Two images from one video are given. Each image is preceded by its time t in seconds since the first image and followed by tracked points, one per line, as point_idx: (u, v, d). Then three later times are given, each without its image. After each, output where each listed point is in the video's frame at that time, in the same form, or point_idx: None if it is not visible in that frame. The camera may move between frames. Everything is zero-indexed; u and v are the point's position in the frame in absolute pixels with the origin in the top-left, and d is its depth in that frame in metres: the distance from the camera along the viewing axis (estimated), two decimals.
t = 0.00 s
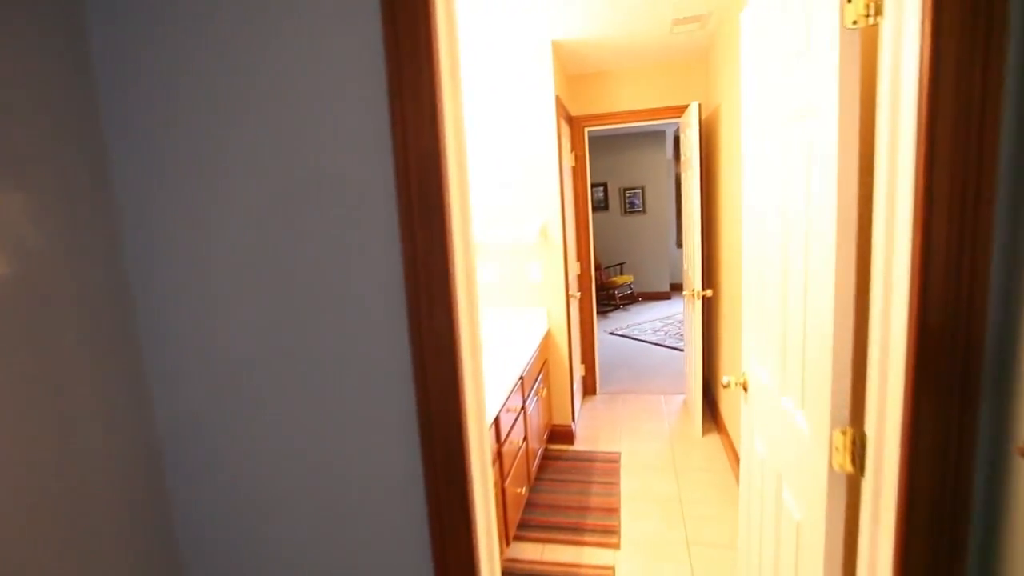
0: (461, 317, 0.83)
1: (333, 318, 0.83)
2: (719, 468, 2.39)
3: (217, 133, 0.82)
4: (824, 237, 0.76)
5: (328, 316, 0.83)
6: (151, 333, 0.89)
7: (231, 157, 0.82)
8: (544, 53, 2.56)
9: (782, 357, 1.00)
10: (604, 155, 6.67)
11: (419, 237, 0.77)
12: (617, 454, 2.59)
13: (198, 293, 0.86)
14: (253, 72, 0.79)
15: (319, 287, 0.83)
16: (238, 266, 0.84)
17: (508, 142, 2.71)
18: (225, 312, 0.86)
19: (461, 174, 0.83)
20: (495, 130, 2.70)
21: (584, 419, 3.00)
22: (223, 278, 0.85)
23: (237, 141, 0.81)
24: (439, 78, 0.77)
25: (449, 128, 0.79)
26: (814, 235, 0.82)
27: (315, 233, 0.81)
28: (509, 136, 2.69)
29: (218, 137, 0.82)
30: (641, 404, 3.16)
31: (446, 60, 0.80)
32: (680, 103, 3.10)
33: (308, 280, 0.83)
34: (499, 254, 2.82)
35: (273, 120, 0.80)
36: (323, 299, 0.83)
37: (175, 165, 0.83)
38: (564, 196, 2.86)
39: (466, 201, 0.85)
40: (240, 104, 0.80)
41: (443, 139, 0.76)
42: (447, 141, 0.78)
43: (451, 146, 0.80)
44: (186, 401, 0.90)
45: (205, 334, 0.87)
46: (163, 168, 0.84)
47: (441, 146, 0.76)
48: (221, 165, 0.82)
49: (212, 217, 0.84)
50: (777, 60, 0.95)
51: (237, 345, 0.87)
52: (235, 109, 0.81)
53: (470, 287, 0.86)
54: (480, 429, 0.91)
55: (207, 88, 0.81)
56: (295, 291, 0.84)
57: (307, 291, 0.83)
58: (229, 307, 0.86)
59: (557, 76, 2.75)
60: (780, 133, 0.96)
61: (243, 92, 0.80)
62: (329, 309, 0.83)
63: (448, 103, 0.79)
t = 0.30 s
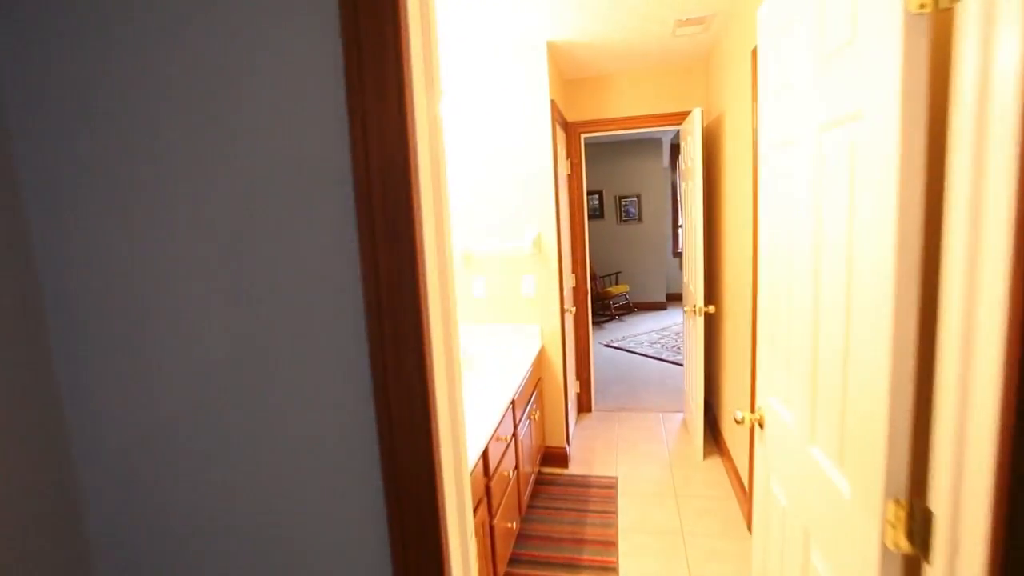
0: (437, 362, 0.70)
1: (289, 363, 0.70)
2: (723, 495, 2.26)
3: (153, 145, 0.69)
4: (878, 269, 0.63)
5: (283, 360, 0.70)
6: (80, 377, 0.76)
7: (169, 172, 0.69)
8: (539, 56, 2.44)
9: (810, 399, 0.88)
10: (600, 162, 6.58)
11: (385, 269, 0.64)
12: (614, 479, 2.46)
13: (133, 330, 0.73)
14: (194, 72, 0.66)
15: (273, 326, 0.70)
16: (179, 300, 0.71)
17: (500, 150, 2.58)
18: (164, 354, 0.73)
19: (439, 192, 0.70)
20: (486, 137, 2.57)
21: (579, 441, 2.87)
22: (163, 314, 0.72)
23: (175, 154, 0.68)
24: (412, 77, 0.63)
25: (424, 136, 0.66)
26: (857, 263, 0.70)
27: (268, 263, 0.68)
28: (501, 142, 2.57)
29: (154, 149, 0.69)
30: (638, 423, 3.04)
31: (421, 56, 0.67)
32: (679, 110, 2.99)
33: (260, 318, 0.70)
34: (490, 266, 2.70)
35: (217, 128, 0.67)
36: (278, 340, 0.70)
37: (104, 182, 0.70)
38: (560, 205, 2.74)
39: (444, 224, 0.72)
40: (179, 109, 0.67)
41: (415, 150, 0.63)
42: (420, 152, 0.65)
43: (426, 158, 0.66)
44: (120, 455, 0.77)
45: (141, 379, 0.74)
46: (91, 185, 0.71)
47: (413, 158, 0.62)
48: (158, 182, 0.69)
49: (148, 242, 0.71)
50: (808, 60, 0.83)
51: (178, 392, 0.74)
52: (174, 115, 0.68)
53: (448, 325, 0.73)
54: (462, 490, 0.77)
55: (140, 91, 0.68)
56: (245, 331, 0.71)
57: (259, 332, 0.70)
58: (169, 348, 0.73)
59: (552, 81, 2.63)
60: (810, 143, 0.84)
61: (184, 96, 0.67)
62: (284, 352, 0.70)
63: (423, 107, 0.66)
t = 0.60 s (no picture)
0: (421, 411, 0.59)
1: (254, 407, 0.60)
2: (740, 523, 2.13)
3: (109, 156, 0.60)
4: (979, 310, 0.51)
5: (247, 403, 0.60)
6: (33, 418, 0.68)
7: (124, 191, 0.60)
8: (549, 58, 2.36)
9: (859, 448, 0.76)
10: (610, 169, 6.47)
11: (356, 303, 0.53)
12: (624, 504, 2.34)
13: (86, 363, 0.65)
14: (155, 71, 0.58)
15: (237, 364, 0.60)
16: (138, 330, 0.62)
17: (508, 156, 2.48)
18: (124, 389, 0.65)
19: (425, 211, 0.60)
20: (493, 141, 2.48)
21: (588, 462, 2.76)
22: (121, 346, 0.64)
23: (131, 172, 0.60)
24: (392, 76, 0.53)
25: (407, 145, 0.56)
26: (935, 295, 0.58)
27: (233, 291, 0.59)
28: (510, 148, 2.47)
29: (109, 160, 0.60)
30: (649, 443, 2.92)
31: (402, 50, 0.56)
32: (693, 116, 2.88)
33: (224, 354, 0.60)
34: (495, 278, 2.58)
35: (175, 142, 0.58)
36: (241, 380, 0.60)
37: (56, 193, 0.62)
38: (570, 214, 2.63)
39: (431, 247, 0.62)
40: (139, 113, 0.59)
41: (391, 163, 0.52)
42: (401, 165, 0.54)
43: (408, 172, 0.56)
44: (79, 499, 0.69)
45: (100, 416, 0.66)
46: (44, 199, 0.63)
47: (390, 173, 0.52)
48: (112, 203, 0.61)
49: (102, 263, 0.62)
50: (869, 57, 0.72)
51: (138, 434, 0.65)
52: (131, 122, 0.59)
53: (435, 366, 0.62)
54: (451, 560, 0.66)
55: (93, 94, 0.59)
56: (204, 377, 0.62)
57: (222, 369, 0.61)
58: (128, 383, 0.64)
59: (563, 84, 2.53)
60: (867, 151, 0.73)
61: (141, 100, 0.59)
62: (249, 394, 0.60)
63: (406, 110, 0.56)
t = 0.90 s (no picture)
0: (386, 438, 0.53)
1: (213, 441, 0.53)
2: (771, 552, 1.99)
3: (75, 165, 0.56)
4: None
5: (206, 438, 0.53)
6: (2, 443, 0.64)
7: (91, 203, 0.56)
8: (569, 58, 2.27)
9: (935, 503, 0.64)
10: (635, 172, 6.33)
11: (302, 313, 0.48)
12: (646, 526, 2.21)
13: (49, 386, 0.61)
14: (121, 71, 0.53)
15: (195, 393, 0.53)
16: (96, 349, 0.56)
17: (527, 159, 2.39)
18: (91, 417, 0.60)
19: (395, 214, 0.54)
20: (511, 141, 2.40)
21: (607, 479, 2.64)
22: (85, 367, 0.59)
23: (98, 183, 0.55)
24: (352, 60, 0.48)
25: (370, 139, 0.50)
26: None
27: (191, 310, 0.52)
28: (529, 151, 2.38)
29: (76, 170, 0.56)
30: (674, 460, 2.78)
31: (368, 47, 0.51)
32: (722, 117, 2.74)
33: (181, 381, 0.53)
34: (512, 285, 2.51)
35: (146, 151, 0.53)
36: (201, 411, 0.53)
37: (18, 201, 0.58)
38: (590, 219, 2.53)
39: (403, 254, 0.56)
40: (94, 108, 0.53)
41: (345, 170, 0.47)
42: (361, 160, 0.49)
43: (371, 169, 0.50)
44: (46, 535, 0.64)
45: (68, 445, 0.61)
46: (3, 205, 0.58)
47: (344, 169, 0.47)
48: (81, 216, 0.56)
49: (64, 276, 0.58)
50: (940, 35, 0.61)
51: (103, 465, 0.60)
52: (99, 129, 0.55)
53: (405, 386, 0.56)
54: None
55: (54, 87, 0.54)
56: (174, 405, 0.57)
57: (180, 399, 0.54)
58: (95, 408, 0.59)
59: (585, 83, 2.44)
60: (940, 150, 0.61)
61: (109, 105, 0.54)
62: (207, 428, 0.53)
63: (370, 100, 0.50)
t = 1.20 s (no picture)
0: (340, 509, 0.42)
1: (143, 488, 0.45)
2: None
3: None
4: None
5: (135, 483, 0.45)
6: None
7: None
8: (596, 54, 2.18)
9: None
10: (664, 175, 6.17)
11: (224, 373, 0.37)
12: (670, 549, 2.09)
13: None
14: (25, 31, 0.44)
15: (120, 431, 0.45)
16: (16, 379, 0.48)
17: (548, 159, 2.31)
18: None
19: (351, 230, 0.42)
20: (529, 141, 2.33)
21: (630, 495, 2.52)
22: None
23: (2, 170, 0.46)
24: (280, 33, 0.36)
25: (314, 138, 0.39)
26: None
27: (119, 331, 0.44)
28: (550, 152, 2.30)
29: None
30: (701, 478, 2.64)
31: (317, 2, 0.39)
32: (757, 116, 2.61)
33: (107, 415, 0.45)
34: (533, 291, 2.42)
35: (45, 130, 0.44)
36: (129, 453, 0.45)
37: None
38: (616, 223, 2.42)
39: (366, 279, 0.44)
40: (16, 96, 0.45)
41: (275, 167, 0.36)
42: (296, 168, 0.38)
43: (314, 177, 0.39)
44: None
45: None
46: None
47: (268, 182, 0.36)
48: None
49: None
50: None
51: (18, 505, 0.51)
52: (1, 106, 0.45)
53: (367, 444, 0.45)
54: None
55: None
56: (85, 441, 0.47)
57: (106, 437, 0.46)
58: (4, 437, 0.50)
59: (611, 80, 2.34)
60: None
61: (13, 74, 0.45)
62: (136, 472, 0.45)
63: (314, 87, 0.39)
